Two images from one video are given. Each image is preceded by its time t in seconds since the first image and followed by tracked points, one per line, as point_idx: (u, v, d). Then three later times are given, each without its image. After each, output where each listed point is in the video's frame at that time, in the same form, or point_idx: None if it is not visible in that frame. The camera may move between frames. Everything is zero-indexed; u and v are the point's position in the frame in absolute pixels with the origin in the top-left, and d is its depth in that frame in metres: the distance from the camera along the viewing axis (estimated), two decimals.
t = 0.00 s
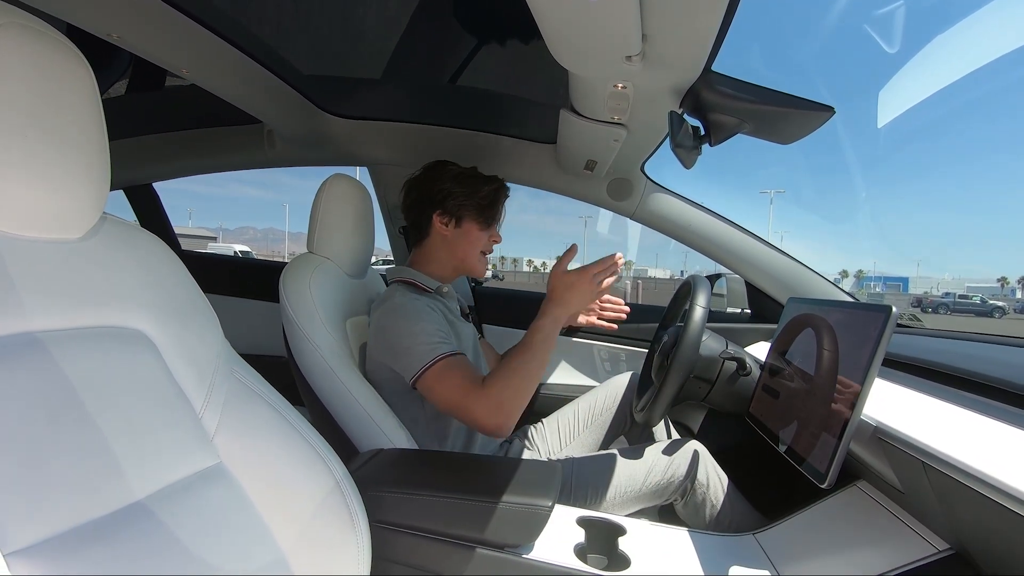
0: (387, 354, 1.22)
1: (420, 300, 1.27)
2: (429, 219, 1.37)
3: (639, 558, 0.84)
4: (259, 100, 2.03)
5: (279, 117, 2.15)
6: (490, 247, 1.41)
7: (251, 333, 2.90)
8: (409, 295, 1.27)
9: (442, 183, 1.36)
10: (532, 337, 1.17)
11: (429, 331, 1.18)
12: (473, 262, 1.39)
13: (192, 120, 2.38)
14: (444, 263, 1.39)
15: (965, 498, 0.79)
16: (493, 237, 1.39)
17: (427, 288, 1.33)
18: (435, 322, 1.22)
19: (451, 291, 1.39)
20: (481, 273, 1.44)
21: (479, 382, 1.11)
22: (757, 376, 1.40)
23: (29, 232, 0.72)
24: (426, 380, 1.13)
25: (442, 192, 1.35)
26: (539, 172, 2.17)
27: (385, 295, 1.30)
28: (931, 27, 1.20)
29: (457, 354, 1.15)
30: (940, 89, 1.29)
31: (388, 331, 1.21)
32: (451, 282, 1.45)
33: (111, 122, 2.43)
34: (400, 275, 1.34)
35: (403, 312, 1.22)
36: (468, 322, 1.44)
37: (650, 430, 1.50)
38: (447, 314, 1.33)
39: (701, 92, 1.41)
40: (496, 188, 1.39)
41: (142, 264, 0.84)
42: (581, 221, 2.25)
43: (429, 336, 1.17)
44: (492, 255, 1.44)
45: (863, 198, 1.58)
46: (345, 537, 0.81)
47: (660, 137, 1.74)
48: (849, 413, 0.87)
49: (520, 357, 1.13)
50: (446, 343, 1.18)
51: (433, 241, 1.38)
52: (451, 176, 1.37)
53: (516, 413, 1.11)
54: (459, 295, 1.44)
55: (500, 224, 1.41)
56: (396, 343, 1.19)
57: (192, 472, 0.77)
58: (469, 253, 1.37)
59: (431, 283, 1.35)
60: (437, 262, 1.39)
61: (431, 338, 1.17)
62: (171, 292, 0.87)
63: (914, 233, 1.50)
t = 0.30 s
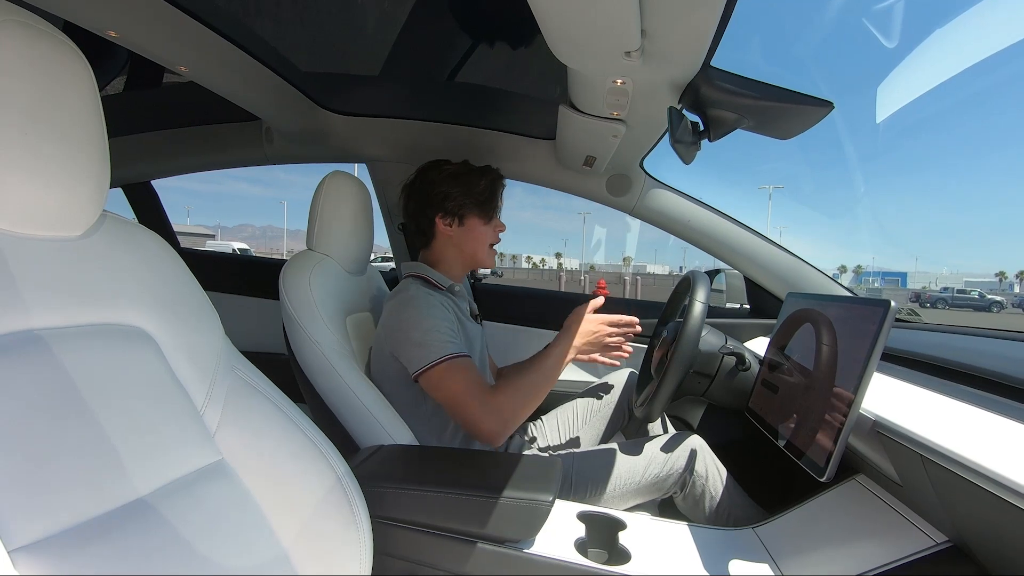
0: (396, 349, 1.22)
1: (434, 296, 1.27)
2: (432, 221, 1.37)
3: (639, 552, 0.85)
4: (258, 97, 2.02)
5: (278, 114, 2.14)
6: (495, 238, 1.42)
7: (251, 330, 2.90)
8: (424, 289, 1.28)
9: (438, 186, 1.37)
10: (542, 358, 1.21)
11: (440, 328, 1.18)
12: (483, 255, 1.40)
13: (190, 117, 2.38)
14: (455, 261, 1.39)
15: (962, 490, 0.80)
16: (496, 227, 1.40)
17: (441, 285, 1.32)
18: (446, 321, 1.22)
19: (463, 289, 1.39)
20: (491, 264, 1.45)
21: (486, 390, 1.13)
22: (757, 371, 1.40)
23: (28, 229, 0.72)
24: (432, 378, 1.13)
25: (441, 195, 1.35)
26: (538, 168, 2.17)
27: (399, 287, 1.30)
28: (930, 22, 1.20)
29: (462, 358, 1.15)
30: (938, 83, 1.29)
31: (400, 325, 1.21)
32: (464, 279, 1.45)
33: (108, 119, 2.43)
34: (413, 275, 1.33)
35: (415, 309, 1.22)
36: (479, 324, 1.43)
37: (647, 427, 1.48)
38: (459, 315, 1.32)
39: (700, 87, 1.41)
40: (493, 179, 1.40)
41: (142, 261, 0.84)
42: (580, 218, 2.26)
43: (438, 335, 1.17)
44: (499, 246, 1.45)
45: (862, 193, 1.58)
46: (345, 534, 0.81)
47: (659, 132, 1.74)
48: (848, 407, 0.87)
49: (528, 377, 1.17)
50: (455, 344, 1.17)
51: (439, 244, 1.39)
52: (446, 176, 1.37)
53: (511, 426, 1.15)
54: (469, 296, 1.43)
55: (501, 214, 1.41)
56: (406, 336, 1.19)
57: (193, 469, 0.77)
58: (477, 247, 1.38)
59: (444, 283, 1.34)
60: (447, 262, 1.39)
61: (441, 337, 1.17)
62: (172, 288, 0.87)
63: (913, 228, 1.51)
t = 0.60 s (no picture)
0: (403, 351, 1.22)
1: (440, 300, 1.26)
2: (434, 224, 1.37)
3: (639, 550, 0.85)
4: (256, 98, 2.02)
5: (275, 114, 2.14)
6: (498, 235, 1.41)
7: (250, 331, 2.90)
8: (431, 292, 1.27)
9: (436, 189, 1.35)
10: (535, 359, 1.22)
11: (447, 334, 1.18)
12: (487, 253, 1.40)
13: (189, 117, 2.38)
14: (460, 262, 1.40)
15: (960, 487, 0.80)
16: (498, 224, 1.40)
17: (446, 288, 1.32)
18: (453, 324, 1.22)
19: (470, 289, 1.40)
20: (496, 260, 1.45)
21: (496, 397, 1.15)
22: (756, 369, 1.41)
23: (29, 229, 0.72)
24: (440, 383, 1.14)
25: (440, 198, 1.34)
26: (536, 168, 2.17)
27: (405, 289, 1.31)
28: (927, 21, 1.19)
29: (471, 365, 1.16)
30: (935, 81, 1.29)
31: (407, 328, 1.21)
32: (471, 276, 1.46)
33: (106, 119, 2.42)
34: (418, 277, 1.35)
35: (422, 312, 1.21)
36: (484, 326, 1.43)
37: (646, 425, 1.49)
38: (465, 317, 1.32)
39: (697, 87, 1.41)
40: (490, 176, 1.38)
41: (141, 262, 0.84)
42: (579, 216, 2.26)
43: (446, 339, 1.17)
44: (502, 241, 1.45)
45: (859, 193, 1.58)
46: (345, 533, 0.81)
47: (656, 131, 1.75)
48: (847, 405, 0.87)
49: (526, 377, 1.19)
50: (462, 348, 1.18)
51: (442, 247, 1.39)
52: (443, 178, 1.36)
53: (521, 426, 1.18)
54: (476, 299, 1.43)
55: (501, 210, 1.40)
56: (413, 340, 1.19)
57: (194, 468, 0.77)
58: (481, 246, 1.38)
59: (450, 284, 1.35)
60: (452, 262, 1.40)
61: (448, 342, 1.17)
62: (172, 289, 0.87)
63: (910, 226, 1.52)
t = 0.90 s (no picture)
0: (401, 353, 1.22)
1: (436, 302, 1.27)
2: (442, 225, 1.33)
3: (638, 551, 0.85)
4: (254, 100, 2.02)
5: (274, 116, 2.14)
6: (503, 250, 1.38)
7: (249, 333, 2.90)
8: (422, 295, 1.27)
9: (454, 192, 1.29)
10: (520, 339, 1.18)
11: (444, 334, 1.19)
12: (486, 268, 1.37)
13: (187, 120, 2.38)
14: (456, 268, 1.38)
15: (957, 487, 0.81)
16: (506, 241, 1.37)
17: (442, 292, 1.32)
18: (450, 325, 1.22)
19: (467, 293, 1.40)
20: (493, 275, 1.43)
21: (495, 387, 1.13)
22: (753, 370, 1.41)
23: (29, 232, 0.72)
24: (442, 383, 1.14)
25: (453, 203, 1.29)
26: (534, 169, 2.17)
27: (398, 293, 1.30)
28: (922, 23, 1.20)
29: (472, 359, 1.16)
30: (932, 82, 1.30)
31: (404, 331, 1.22)
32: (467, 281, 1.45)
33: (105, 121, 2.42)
34: (411, 278, 1.35)
35: (419, 314, 1.22)
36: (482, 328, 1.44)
37: (647, 428, 1.49)
38: (462, 319, 1.32)
39: (695, 88, 1.42)
40: (512, 192, 1.33)
41: (139, 263, 0.84)
42: (578, 217, 2.24)
43: (444, 339, 1.18)
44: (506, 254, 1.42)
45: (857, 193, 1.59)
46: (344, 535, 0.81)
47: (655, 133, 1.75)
48: (844, 406, 0.88)
49: (518, 358, 1.15)
50: (463, 347, 1.18)
51: (444, 248, 1.36)
52: (463, 185, 1.30)
53: (533, 408, 1.15)
54: (473, 300, 1.44)
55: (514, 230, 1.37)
56: (411, 344, 1.20)
57: (193, 471, 0.78)
58: (483, 260, 1.36)
59: (447, 288, 1.35)
60: (448, 265, 1.38)
61: (447, 342, 1.17)
62: (169, 290, 0.87)
63: (907, 226, 1.52)
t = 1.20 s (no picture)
0: (406, 357, 1.23)
1: (443, 305, 1.26)
2: (457, 226, 1.32)
3: (637, 553, 0.85)
4: (253, 102, 2.02)
5: (273, 119, 2.14)
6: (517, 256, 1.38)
7: (248, 335, 2.90)
8: (431, 299, 1.27)
9: (472, 194, 1.29)
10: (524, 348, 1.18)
11: (451, 339, 1.19)
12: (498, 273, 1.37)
13: (186, 122, 2.38)
14: (468, 270, 1.37)
15: (956, 488, 0.81)
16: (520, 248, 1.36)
17: (454, 297, 1.32)
18: (456, 329, 1.22)
19: (479, 299, 1.39)
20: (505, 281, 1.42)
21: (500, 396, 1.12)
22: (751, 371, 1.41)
23: (26, 235, 0.72)
24: (448, 389, 1.14)
25: (470, 205, 1.29)
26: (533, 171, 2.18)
27: (410, 293, 1.31)
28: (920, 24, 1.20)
29: (479, 366, 1.16)
30: (930, 83, 1.31)
31: (410, 335, 1.22)
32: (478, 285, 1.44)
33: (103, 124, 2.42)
34: (424, 281, 1.35)
35: (425, 319, 1.22)
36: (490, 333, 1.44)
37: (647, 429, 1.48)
38: (470, 323, 1.32)
39: (692, 90, 1.42)
40: (528, 197, 1.33)
41: (137, 266, 0.84)
42: (577, 219, 2.24)
43: (450, 344, 1.18)
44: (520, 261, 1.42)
45: (855, 194, 1.59)
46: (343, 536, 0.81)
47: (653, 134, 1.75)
48: (843, 406, 0.88)
49: (522, 366, 1.14)
50: (468, 353, 1.18)
51: (458, 250, 1.36)
52: (481, 187, 1.29)
53: (536, 418, 1.14)
54: (484, 305, 1.43)
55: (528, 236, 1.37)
56: (418, 348, 1.20)
57: (191, 473, 0.77)
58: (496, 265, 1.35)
59: (459, 293, 1.34)
60: (461, 268, 1.38)
61: (453, 347, 1.17)
62: (167, 293, 0.87)
63: (906, 227, 1.52)
